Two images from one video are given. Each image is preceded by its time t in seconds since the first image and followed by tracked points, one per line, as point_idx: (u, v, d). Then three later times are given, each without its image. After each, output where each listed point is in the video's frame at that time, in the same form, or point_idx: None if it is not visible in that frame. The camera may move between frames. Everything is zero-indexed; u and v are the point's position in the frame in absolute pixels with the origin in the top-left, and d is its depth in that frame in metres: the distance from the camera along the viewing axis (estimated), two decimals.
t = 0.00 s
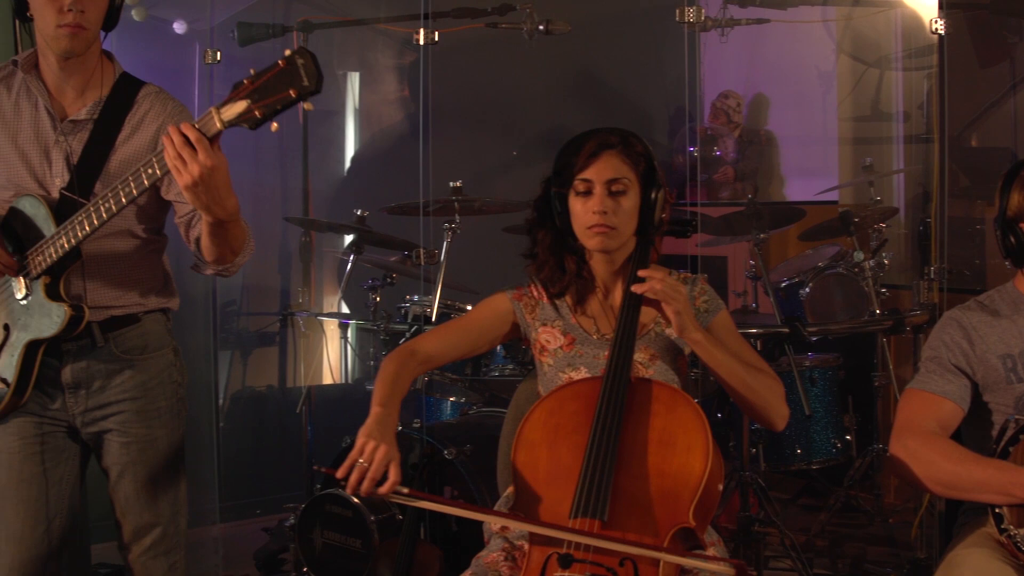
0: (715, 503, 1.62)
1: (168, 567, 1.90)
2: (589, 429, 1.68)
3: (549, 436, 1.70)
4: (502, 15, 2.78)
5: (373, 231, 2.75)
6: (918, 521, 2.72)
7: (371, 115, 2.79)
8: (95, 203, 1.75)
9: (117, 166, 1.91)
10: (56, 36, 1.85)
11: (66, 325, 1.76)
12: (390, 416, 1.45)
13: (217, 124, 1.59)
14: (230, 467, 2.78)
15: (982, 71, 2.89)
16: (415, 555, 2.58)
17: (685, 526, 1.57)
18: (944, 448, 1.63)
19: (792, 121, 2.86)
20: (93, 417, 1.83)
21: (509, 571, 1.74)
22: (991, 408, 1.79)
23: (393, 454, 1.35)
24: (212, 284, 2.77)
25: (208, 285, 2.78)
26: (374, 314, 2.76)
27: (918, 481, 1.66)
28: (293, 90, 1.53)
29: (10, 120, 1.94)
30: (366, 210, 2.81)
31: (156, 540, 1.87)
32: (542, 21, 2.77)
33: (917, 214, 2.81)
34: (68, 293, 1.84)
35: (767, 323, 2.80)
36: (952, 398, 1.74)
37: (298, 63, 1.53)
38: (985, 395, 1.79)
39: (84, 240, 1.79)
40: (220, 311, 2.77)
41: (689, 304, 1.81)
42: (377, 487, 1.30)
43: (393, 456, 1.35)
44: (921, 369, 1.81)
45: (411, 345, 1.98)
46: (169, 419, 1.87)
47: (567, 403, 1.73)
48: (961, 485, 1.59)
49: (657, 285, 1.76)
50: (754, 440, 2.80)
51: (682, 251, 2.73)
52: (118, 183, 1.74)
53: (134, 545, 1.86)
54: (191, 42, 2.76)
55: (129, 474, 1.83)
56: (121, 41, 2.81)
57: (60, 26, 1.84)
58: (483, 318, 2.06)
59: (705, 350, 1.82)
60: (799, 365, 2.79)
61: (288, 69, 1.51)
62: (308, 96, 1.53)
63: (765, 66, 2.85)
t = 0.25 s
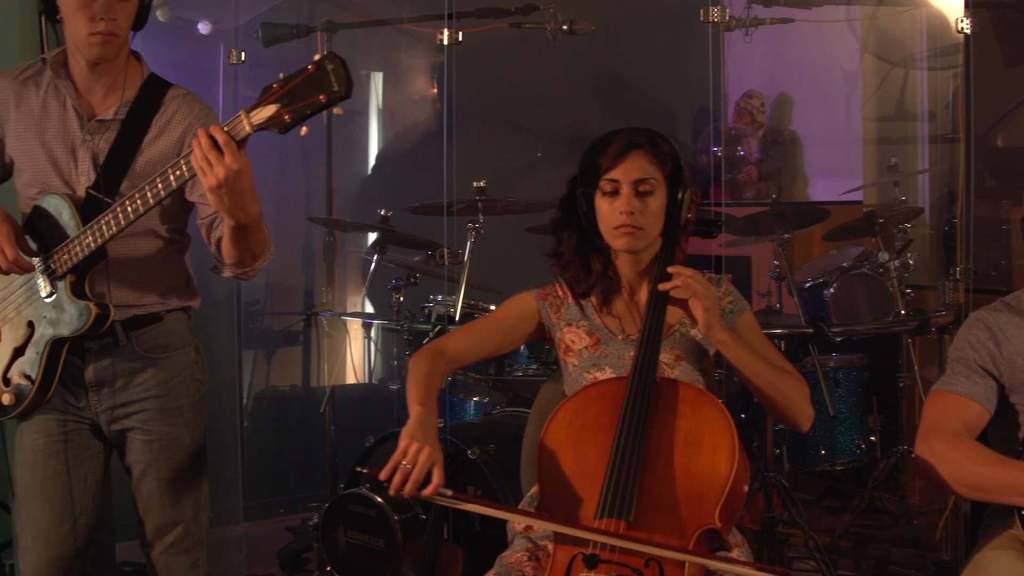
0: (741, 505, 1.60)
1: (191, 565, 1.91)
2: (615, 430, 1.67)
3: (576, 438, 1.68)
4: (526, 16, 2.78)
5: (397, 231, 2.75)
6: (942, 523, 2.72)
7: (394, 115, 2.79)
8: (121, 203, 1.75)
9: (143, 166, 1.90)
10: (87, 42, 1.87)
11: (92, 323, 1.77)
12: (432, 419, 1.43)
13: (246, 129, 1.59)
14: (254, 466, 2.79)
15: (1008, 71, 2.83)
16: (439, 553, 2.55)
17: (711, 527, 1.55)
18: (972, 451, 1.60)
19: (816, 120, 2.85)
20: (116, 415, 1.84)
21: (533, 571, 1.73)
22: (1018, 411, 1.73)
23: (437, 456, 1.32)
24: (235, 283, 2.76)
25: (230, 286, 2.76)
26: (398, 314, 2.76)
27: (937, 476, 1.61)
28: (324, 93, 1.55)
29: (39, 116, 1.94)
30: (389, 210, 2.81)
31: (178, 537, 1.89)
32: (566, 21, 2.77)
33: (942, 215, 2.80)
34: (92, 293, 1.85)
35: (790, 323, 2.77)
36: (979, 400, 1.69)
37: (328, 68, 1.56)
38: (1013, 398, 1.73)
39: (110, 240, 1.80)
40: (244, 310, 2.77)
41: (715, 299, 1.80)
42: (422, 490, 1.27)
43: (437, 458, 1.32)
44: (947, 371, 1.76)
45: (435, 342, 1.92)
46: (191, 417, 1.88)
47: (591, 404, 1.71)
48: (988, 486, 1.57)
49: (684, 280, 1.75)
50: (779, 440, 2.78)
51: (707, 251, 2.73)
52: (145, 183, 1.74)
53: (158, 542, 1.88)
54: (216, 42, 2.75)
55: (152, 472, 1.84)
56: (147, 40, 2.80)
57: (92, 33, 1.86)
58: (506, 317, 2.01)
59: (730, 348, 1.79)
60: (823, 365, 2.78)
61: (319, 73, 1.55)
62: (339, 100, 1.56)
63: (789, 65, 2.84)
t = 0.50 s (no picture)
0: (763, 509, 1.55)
1: (208, 568, 1.89)
2: (636, 431, 1.61)
3: (599, 442, 1.61)
4: (547, 18, 2.78)
5: (418, 233, 2.73)
6: (965, 527, 2.67)
7: (415, 117, 2.79)
8: (139, 203, 1.75)
9: (163, 166, 1.89)
10: (119, 40, 1.86)
11: (109, 320, 1.76)
12: (470, 421, 1.47)
13: (264, 121, 1.54)
14: (275, 467, 2.79)
15: None
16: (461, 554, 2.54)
17: (733, 531, 1.50)
18: (997, 454, 1.45)
19: (838, 122, 2.84)
20: (131, 417, 1.83)
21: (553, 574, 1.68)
22: None
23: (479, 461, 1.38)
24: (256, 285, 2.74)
25: (252, 288, 2.76)
26: (419, 315, 2.76)
27: (966, 486, 1.48)
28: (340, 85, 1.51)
29: (64, 115, 1.92)
30: (410, 213, 2.80)
31: (193, 542, 1.86)
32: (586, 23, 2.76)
33: (964, 217, 2.76)
34: (110, 291, 1.85)
35: (812, 326, 2.75)
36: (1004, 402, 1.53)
37: (344, 59, 1.52)
38: None
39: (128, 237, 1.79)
40: (265, 314, 2.77)
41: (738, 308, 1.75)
42: (464, 495, 1.34)
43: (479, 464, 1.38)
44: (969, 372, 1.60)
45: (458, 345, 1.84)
46: (206, 420, 1.87)
47: (613, 403, 1.64)
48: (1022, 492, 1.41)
49: (706, 287, 1.69)
50: (800, 444, 2.78)
51: (727, 254, 2.76)
52: (163, 180, 1.74)
53: (172, 547, 1.85)
54: (238, 45, 2.76)
55: (168, 475, 1.82)
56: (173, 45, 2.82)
57: (124, 31, 1.86)
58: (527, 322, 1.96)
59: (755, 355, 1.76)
60: (844, 368, 2.78)
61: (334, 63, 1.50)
62: (355, 91, 1.51)
63: (811, 66, 2.83)
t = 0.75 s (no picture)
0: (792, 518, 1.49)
1: (241, 571, 1.84)
2: (664, 440, 1.55)
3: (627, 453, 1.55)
4: (572, 26, 2.76)
5: (444, 241, 2.70)
6: (993, 537, 2.69)
7: (440, 126, 2.79)
8: (172, 215, 1.71)
9: (191, 178, 1.86)
10: (141, 56, 1.84)
11: (140, 335, 1.72)
12: (516, 434, 1.47)
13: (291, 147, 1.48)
14: (301, 476, 2.78)
15: None
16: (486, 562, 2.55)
17: (761, 541, 1.45)
18: None
19: (865, 130, 2.84)
20: (163, 423, 1.77)
21: None
22: None
23: (526, 475, 1.39)
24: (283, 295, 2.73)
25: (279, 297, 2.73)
26: (445, 323, 2.75)
27: (993, 496, 1.35)
28: (368, 112, 1.45)
29: (91, 129, 1.89)
30: (435, 221, 2.81)
31: (225, 546, 1.81)
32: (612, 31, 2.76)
33: (992, 226, 2.76)
34: (139, 306, 1.81)
35: (837, 335, 2.72)
36: None
37: (373, 85, 1.45)
38: None
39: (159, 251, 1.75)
40: (291, 321, 2.76)
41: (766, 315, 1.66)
42: (510, 508, 1.34)
43: (526, 477, 1.38)
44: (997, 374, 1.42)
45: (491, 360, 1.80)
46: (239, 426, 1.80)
47: (643, 406, 1.58)
48: None
49: (735, 295, 1.63)
50: (826, 452, 2.78)
51: (755, 262, 2.73)
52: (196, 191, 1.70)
53: (205, 550, 1.80)
54: (263, 53, 2.75)
55: (200, 481, 1.77)
56: (196, 53, 2.78)
57: (146, 46, 1.83)
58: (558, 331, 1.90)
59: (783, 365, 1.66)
60: (871, 377, 2.75)
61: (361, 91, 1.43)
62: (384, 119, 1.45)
63: (836, 75, 2.84)
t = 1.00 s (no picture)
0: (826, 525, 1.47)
1: None
2: (697, 444, 1.52)
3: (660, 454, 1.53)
4: (605, 30, 2.75)
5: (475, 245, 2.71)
6: None
7: (472, 131, 2.78)
8: (206, 215, 1.72)
9: (226, 182, 1.84)
10: (175, 63, 1.82)
11: (175, 335, 1.71)
12: (568, 441, 1.46)
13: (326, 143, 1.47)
14: (333, 480, 2.80)
15: None
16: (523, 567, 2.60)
17: (796, 549, 1.42)
18: None
19: (899, 135, 2.85)
20: (197, 428, 1.77)
21: None
22: None
23: (579, 485, 1.37)
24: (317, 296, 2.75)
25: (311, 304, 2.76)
26: (476, 328, 2.74)
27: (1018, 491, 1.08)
28: (402, 105, 1.44)
29: (129, 134, 1.88)
30: (468, 225, 2.80)
31: (258, 552, 1.80)
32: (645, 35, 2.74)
33: None
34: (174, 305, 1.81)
35: (871, 341, 2.69)
36: None
37: (406, 79, 1.45)
38: None
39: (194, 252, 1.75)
40: (323, 324, 2.79)
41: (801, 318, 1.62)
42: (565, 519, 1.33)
43: (580, 486, 1.37)
44: None
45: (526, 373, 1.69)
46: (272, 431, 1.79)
47: (677, 412, 1.56)
48: None
49: (772, 297, 1.58)
50: (859, 458, 2.71)
51: (789, 268, 2.71)
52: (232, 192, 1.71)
53: (238, 555, 1.80)
54: (297, 58, 2.78)
55: (233, 485, 1.77)
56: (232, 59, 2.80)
57: (179, 54, 1.82)
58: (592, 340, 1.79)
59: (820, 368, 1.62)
60: (906, 383, 2.72)
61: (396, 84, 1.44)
62: (418, 111, 1.44)
63: (869, 79, 2.83)
